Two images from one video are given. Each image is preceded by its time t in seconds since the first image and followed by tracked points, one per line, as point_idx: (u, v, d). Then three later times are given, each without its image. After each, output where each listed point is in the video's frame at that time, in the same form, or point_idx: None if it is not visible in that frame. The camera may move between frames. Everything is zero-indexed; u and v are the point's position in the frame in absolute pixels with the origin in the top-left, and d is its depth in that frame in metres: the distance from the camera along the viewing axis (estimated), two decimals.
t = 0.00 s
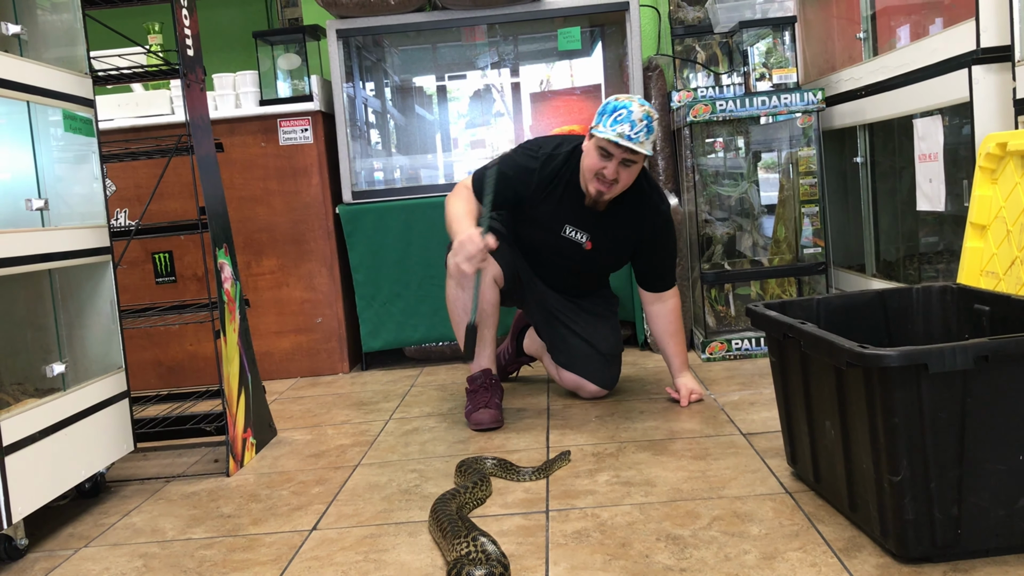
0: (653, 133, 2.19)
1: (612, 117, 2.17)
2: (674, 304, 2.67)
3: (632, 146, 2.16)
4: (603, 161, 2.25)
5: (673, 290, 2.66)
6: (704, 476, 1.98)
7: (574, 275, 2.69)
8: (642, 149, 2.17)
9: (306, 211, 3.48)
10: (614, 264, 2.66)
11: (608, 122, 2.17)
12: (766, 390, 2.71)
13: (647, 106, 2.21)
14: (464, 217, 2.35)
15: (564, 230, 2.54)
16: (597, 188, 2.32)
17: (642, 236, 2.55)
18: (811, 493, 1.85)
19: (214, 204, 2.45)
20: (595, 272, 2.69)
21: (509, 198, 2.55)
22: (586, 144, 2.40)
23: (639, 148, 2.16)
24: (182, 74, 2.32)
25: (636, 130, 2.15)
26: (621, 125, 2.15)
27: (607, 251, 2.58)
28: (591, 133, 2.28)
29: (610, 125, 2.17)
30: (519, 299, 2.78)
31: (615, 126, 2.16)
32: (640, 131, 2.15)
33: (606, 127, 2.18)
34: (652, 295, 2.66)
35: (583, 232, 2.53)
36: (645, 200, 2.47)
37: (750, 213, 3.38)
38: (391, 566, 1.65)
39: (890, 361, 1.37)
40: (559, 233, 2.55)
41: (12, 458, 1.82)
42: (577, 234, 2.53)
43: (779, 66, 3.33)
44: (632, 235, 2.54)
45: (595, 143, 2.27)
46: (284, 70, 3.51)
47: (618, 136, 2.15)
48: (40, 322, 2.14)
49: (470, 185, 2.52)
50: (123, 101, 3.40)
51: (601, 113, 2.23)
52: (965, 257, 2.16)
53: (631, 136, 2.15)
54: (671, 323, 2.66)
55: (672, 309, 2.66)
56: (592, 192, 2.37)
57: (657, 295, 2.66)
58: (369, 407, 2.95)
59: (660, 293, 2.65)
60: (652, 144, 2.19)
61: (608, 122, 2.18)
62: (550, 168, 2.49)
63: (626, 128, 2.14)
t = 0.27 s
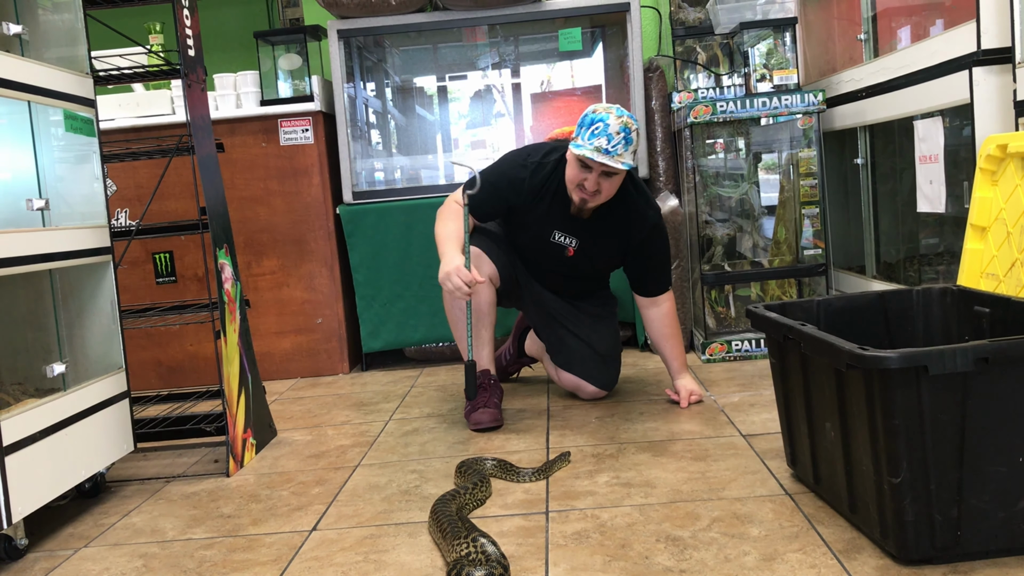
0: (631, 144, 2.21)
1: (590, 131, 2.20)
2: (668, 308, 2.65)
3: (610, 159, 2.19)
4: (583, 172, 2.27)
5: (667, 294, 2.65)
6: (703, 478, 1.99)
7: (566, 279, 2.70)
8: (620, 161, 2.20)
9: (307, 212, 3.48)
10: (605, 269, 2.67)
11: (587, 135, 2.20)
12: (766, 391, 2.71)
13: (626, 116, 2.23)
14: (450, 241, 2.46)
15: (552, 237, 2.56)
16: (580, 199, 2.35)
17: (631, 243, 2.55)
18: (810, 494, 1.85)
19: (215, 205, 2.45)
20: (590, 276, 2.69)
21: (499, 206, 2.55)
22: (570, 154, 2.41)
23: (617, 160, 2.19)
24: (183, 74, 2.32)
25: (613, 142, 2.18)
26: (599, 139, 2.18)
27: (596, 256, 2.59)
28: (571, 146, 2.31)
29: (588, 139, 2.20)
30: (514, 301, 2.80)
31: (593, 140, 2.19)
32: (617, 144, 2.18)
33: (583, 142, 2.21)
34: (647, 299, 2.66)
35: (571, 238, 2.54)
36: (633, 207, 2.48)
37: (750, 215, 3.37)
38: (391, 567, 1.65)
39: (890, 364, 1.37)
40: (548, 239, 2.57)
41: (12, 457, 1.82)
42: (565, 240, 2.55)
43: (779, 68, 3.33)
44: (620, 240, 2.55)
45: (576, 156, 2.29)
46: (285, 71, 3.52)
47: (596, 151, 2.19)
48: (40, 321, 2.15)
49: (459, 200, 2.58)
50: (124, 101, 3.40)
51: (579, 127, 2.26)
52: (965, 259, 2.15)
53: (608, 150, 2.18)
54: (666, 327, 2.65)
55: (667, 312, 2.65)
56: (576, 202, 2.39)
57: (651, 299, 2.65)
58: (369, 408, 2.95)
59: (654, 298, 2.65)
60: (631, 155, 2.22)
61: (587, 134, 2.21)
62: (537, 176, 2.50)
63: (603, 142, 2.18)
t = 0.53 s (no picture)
0: (631, 141, 2.21)
1: (590, 126, 2.20)
2: (668, 306, 2.65)
3: (609, 155, 2.19)
4: (583, 169, 2.27)
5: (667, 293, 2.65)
6: (702, 476, 1.99)
7: (566, 279, 2.70)
8: (619, 158, 2.20)
9: (306, 209, 3.48)
10: (604, 268, 2.67)
11: (587, 131, 2.20)
12: (765, 389, 2.71)
13: (626, 113, 2.22)
14: (451, 238, 2.47)
15: (552, 235, 2.56)
16: (578, 195, 2.35)
17: (630, 242, 2.55)
18: (809, 493, 1.85)
19: (214, 202, 2.45)
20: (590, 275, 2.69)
21: (498, 204, 2.55)
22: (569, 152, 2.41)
23: (616, 157, 2.19)
24: (182, 72, 2.32)
25: (613, 140, 2.18)
26: (598, 135, 2.18)
27: (596, 255, 2.59)
28: (570, 142, 2.31)
29: (587, 134, 2.20)
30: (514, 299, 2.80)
31: (593, 136, 2.19)
32: (617, 140, 2.18)
33: (584, 137, 2.22)
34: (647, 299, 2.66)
35: (570, 236, 2.55)
36: (634, 206, 2.48)
37: (749, 213, 3.38)
38: (390, 565, 1.65)
39: (889, 362, 1.37)
40: (547, 237, 2.57)
41: (12, 455, 1.82)
42: (565, 238, 2.55)
43: (779, 66, 3.32)
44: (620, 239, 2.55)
45: (575, 153, 2.30)
46: (284, 68, 3.50)
47: (596, 147, 2.19)
48: (40, 319, 2.13)
49: (458, 199, 2.59)
50: (123, 99, 3.41)
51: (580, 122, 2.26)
52: (965, 258, 2.15)
53: (608, 146, 2.18)
54: (666, 326, 2.65)
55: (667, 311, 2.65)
56: (574, 199, 2.39)
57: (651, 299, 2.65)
58: (368, 406, 2.95)
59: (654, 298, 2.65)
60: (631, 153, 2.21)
61: (587, 131, 2.21)
62: (538, 174, 2.50)
63: (603, 138, 2.18)
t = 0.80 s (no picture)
0: (632, 136, 2.21)
1: (592, 122, 2.19)
2: (669, 300, 2.66)
3: (611, 151, 2.19)
4: (585, 164, 2.28)
5: (668, 287, 2.65)
6: (701, 470, 1.99)
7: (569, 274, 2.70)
8: (621, 153, 2.20)
9: (305, 203, 3.47)
10: (606, 263, 2.67)
11: (589, 126, 2.20)
12: (764, 383, 2.72)
13: (627, 108, 2.22)
14: (451, 234, 2.47)
15: (554, 229, 2.56)
16: (580, 190, 2.36)
17: (633, 236, 2.55)
18: (808, 486, 1.85)
19: (212, 197, 2.45)
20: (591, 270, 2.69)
21: (500, 199, 2.55)
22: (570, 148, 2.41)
23: (618, 153, 2.19)
24: (179, 66, 2.31)
25: (614, 135, 2.17)
26: (600, 131, 2.17)
27: (599, 250, 2.59)
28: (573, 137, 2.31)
29: (589, 130, 2.19)
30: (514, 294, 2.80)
31: (594, 131, 2.18)
32: (619, 135, 2.18)
33: (585, 133, 2.21)
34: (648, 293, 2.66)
35: (573, 231, 2.55)
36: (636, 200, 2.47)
37: (748, 207, 3.38)
38: (389, 558, 1.65)
39: (888, 356, 1.37)
40: (549, 232, 2.57)
41: (10, 450, 1.82)
42: (567, 233, 2.56)
43: (778, 60, 3.31)
44: (622, 233, 2.54)
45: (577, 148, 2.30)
46: (282, 62, 3.49)
47: (598, 142, 2.18)
48: (38, 314, 2.16)
49: (459, 193, 2.58)
50: (121, 94, 3.41)
51: (581, 117, 2.25)
52: (964, 251, 2.15)
53: (610, 141, 2.18)
54: (666, 320, 2.65)
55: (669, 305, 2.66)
56: (576, 194, 2.39)
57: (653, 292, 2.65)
58: (367, 400, 2.95)
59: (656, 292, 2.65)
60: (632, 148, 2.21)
61: (588, 126, 2.20)
62: (540, 169, 2.50)
63: (604, 134, 2.17)
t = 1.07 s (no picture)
0: (632, 125, 2.21)
1: (591, 112, 2.18)
2: (668, 290, 2.65)
3: (611, 140, 2.18)
4: (585, 154, 2.27)
5: (668, 276, 2.65)
6: (699, 460, 1.99)
7: (568, 265, 2.70)
8: (621, 143, 2.20)
9: (302, 194, 3.46)
10: (605, 253, 2.67)
11: (588, 116, 2.19)
12: (762, 373, 2.72)
13: (627, 97, 2.21)
14: (450, 223, 2.46)
15: (554, 220, 2.55)
16: (581, 180, 2.35)
17: (632, 226, 2.55)
18: (806, 476, 1.85)
19: (209, 188, 2.44)
20: (589, 260, 2.69)
21: (499, 189, 2.54)
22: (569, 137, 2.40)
23: (618, 142, 2.19)
24: (175, 56, 2.30)
25: (614, 124, 2.17)
26: (599, 121, 2.17)
27: (598, 240, 2.59)
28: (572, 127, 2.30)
29: (589, 120, 2.19)
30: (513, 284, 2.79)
31: (594, 121, 2.18)
32: (619, 125, 2.17)
33: (585, 123, 2.20)
34: (645, 282, 2.66)
35: (572, 221, 2.54)
36: (635, 190, 2.47)
37: (746, 196, 3.38)
38: (387, 549, 1.65)
39: (886, 345, 1.37)
40: (549, 222, 2.57)
41: (7, 442, 1.82)
42: (566, 223, 2.55)
43: (776, 49, 3.33)
44: (621, 223, 2.54)
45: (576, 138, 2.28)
46: (279, 52, 3.48)
47: (598, 132, 2.18)
48: (34, 307, 2.12)
49: (458, 181, 2.57)
50: (117, 85, 3.40)
51: (580, 107, 2.24)
52: (962, 240, 2.15)
53: (610, 131, 2.17)
54: (664, 309, 2.64)
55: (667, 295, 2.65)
56: (576, 185, 2.38)
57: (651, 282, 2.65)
58: (365, 391, 2.95)
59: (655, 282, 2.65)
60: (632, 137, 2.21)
61: (587, 116, 2.19)
62: (539, 159, 2.49)
63: (604, 124, 2.16)
